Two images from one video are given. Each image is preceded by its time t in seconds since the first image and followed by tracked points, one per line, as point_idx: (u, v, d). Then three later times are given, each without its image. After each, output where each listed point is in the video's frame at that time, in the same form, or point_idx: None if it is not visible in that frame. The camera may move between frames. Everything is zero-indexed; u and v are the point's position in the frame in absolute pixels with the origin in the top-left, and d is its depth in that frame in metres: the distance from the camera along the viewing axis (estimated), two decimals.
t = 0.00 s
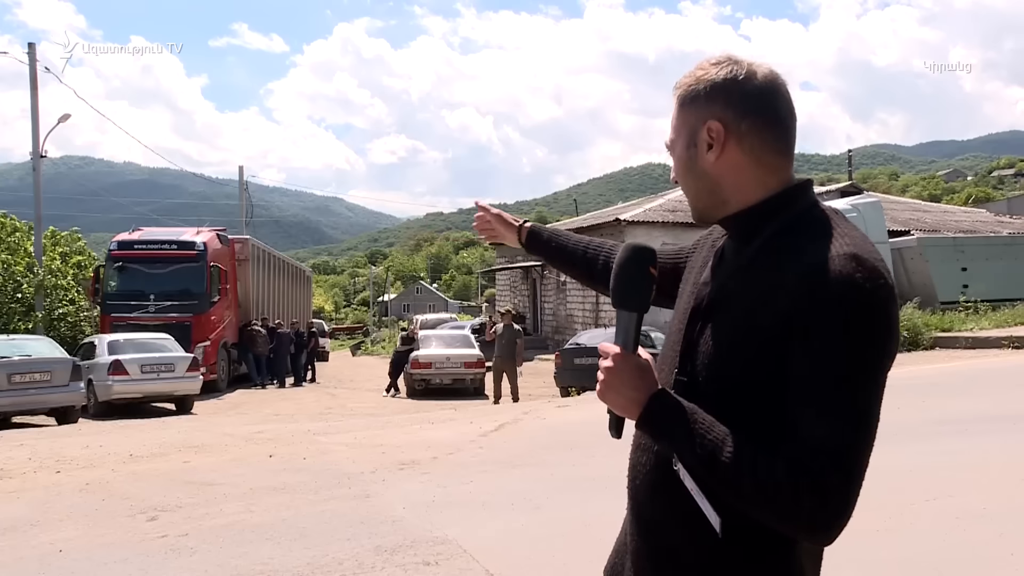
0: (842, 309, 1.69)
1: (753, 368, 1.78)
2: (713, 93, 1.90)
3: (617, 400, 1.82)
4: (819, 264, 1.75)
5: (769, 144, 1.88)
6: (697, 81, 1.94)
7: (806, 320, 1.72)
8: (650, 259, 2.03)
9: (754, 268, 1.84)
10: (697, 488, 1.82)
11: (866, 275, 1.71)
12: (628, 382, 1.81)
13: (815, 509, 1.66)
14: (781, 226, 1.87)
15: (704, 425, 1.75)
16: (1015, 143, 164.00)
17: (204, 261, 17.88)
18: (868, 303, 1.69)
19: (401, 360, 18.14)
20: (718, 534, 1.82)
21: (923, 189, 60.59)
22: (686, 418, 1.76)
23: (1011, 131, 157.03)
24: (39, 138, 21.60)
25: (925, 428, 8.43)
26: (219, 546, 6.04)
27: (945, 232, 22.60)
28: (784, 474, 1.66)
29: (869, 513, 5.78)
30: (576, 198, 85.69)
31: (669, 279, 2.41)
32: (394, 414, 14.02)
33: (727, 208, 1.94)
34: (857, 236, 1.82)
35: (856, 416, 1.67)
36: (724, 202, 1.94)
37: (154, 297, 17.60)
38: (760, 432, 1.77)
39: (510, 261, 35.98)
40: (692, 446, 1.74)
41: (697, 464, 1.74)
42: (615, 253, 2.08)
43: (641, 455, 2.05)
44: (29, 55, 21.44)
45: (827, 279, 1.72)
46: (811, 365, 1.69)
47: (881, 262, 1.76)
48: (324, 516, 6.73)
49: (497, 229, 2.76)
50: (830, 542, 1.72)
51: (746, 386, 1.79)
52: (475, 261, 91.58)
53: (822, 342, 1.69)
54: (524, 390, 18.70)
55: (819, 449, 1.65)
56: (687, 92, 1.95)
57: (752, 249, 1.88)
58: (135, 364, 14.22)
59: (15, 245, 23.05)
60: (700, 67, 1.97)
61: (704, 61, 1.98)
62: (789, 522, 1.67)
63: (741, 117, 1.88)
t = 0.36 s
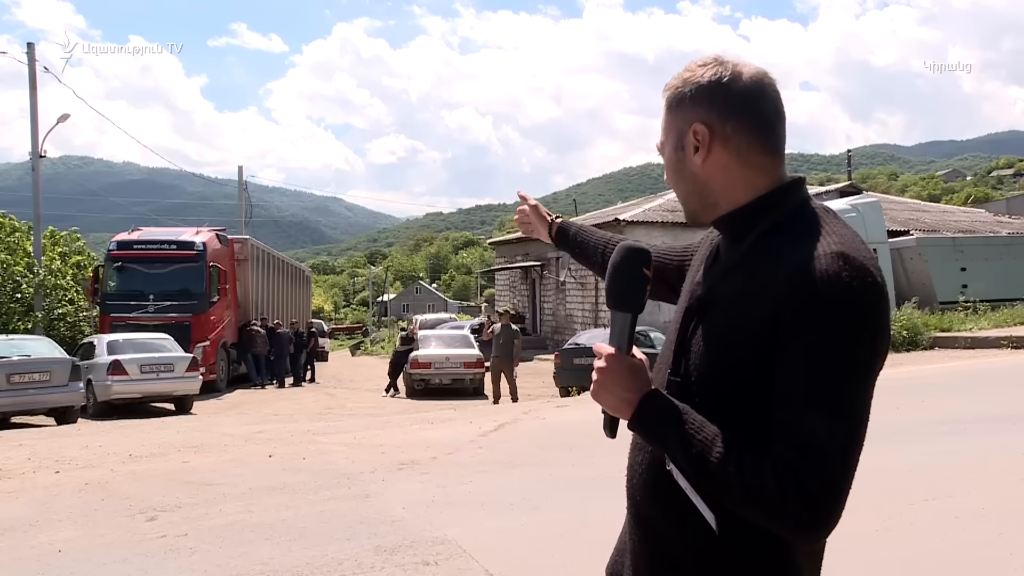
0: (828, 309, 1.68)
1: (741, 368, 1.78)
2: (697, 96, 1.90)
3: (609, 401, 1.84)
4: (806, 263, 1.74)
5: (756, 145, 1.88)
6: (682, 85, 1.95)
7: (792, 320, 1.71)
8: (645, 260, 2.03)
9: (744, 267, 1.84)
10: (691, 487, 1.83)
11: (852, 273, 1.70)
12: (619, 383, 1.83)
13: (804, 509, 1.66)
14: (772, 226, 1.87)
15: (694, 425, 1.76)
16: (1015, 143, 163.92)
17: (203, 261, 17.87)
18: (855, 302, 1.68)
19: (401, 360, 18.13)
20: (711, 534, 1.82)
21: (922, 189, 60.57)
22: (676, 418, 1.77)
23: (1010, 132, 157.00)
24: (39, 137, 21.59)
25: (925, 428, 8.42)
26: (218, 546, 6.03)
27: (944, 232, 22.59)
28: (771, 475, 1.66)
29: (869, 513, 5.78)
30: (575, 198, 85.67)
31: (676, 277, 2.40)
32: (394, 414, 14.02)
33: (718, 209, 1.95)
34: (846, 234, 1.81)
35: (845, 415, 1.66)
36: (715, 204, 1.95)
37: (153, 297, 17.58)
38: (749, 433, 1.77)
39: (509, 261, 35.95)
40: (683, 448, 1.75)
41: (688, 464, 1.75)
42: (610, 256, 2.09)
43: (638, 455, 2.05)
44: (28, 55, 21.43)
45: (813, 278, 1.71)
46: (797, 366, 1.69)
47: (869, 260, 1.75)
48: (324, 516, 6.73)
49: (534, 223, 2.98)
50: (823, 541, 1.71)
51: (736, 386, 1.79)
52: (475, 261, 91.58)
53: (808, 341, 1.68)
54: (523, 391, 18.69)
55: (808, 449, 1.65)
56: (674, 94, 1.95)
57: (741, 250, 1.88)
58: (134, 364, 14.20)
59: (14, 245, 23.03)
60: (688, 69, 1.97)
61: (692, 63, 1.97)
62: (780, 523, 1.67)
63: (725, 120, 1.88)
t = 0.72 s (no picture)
0: (825, 307, 1.67)
1: (738, 367, 1.77)
2: (692, 97, 1.89)
3: (607, 402, 1.83)
4: (802, 263, 1.73)
5: (751, 146, 1.88)
6: (674, 87, 1.94)
7: (788, 320, 1.70)
8: (642, 260, 2.02)
9: (741, 266, 1.83)
10: (690, 487, 1.81)
11: (849, 272, 1.69)
12: (618, 384, 1.82)
13: (804, 508, 1.65)
14: (768, 225, 1.86)
15: (693, 425, 1.75)
16: (1013, 142, 164.17)
17: (201, 261, 17.84)
18: (852, 301, 1.67)
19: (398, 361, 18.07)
20: (710, 532, 1.81)
21: (921, 189, 60.67)
22: (674, 418, 1.76)
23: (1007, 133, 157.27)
24: (36, 137, 21.58)
25: (924, 428, 8.42)
26: (217, 546, 6.02)
27: (942, 232, 22.60)
28: (769, 475, 1.65)
29: (868, 513, 5.78)
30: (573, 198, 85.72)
31: (667, 268, 2.40)
32: (393, 415, 14.02)
33: (714, 210, 1.94)
34: (841, 233, 1.80)
35: (843, 413, 1.66)
36: (710, 203, 1.94)
37: (152, 297, 17.57)
38: (746, 432, 1.76)
39: (508, 261, 35.94)
40: (681, 448, 1.75)
41: (686, 465, 1.75)
42: (606, 256, 2.07)
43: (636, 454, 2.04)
44: (25, 55, 21.41)
45: (810, 277, 1.70)
46: (796, 365, 1.68)
47: (866, 259, 1.74)
48: (322, 516, 6.72)
49: (529, 198, 2.98)
50: (822, 539, 1.71)
51: (733, 386, 1.78)
52: (473, 261, 91.62)
53: (806, 340, 1.68)
54: (522, 391, 18.70)
55: (806, 448, 1.64)
56: (667, 95, 1.94)
57: (738, 248, 1.87)
58: (132, 364, 14.18)
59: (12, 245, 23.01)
60: (681, 70, 1.96)
61: (683, 64, 1.97)
62: (778, 521, 1.66)
63: (721, 121, 1.87)
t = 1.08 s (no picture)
0: (822, 309, 1.67)
1: (735, 367, 1.76)
2: (687, 98, 1.88)
3: (605, 404, 1.82)
4: (801, 265, 1.73)
5: (748, 147, 1.87)
6: (668, 88, 1.93)
7: (786, 322, 1.70)
8: (639, 260, 2.01)
9: (737, 266, 1.83)
10: (687, 487, 1.81)
11: (846, 274, 1.69)
12: (615, 385, 1.81)
13: (802, 510, 1.64)
14: (765, 227, 1.85)
15: (691, 426, 1.74)
16: (1009, 143, 164.65)
17: (198, 261, 17.81)
18: (850, 303, 1.67)
19: (395, 361, 18.06)
20: (708, 532, 1.80)
21: (917, 190, 60.76)
22: (672, 420, 1.76)
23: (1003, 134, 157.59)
24: (31, 138, 21.54)
25: (920, 428, 8.43)
26: (212, 547, 6.01)
27: (938, 232, 22.62)
28: (767, 476, 1.65)
29: (864, 514, 5.78)
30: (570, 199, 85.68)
31: (656, 266, 2.41)
32: (389, 415, 14.01)
33: (709, 210, 1.93)
34: (837, 234, 1.80)
35: (842, 414, 1.65)
36: (706, 204, 1.93)
37: (148, 297, 17.54)
38: (744, 433, 1.76)
39: (504, 261, 35.93)
40: (679, 448, 1.74)
41: (685, 465, 1.74)
42: (601, 257, 2.06)
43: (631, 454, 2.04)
44: (20, 54, 21.37)
45: (808, 279, 1.70)
46: (794, 367, 1.67)
47: (862, 261, 1.74)
48: (318, 517, 6.70)
49: (511, 193, 2.96)
50: (820, 539, 1.70)
51: (730, 387, 1.77)
52: (470, 261, 91.61)
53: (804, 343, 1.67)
54: (518, 391, 18.69)
55: (804, 449, 1.64)
56: (662, 96, 1.93)
57: (735, 249, 1.86)
58: (128, 364, 14.14)
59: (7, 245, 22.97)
60: (676, 70, 1.95)
61: (678, 65, 1.96)
62: (776, 522, 1.65)
63: (717, 122, 1.87)
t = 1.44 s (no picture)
0: (812, 308, 1.66)
1: (725, 366, 1.76)
2: (676, 99, 1.88)
3: (597, 405, 1.82)
4: (789, 264, 1.72)
5: (736, 147, 1.87)
6: (655, 89, 1.93)
7: (776, 320, 1.69)
8: (628, 262, 2.01)
9: (726, 265, 1.83)
10: (681, 486, 1.80)
11: (833, 273, 1.69)
12: (607, 387, 1.80)
13: (793, 505, 1.64)
14: (755, 226, 1.85)
15: (682, 427, 1.74)
16: (1004, 143, 165.09)
17: (194, 261, 17.77)
18: (838, 301, 1.67)
19: (391, 361, 18.05)
20: (702, 531, 1.80)
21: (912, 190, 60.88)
22: (664, 420, 1.75)
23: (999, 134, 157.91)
24: (26, 137, 21.49)
25: (915, 428, 8.43)
26: (208, 547, 5.99)
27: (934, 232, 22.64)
28: (758, 473, 1.64)
29: (860, 514, 5.78)
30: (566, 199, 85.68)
31: (650, 264, 2.40)
32: (385, 415, 14.00)
33: (698, 211, 1.93)
34: (825, 234, 1.80)
35: (831, 412, 1.65)
36: (695, 205, 1.92)
37: (144, 297, 17.50)
38: (736, 432, 1.75)
39: (500, 261, 35.91)
40: (671, 447, 1.74)
41: (676, 464, 1.73)
42: (590, 259, 2.06)
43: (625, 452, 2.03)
44: (15, 54, 21.32)
45: (795, 278, 1.70)
46: (783, 364, 1.67)
47: (849, 260, 1.74)
48: (314, 517, 6.69)
49: (535, 210, 3.00)
50: (812, 536, 1.70)
51: (721, 385, 1.77)
52: (466, 261, 91.62)
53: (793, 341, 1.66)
54: (515, 391, 18.69)
55: (796, 446, 1.63)
56: (652, 97, 1.93)
57: (724, 249, 1.86)
58: (124, 364, 14.10)
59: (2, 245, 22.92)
60: (665, 72, 1.95)
61: (668, 66, 1.96)
62: (769, 519, 1.65)
63: (707, 123, 1.86)
